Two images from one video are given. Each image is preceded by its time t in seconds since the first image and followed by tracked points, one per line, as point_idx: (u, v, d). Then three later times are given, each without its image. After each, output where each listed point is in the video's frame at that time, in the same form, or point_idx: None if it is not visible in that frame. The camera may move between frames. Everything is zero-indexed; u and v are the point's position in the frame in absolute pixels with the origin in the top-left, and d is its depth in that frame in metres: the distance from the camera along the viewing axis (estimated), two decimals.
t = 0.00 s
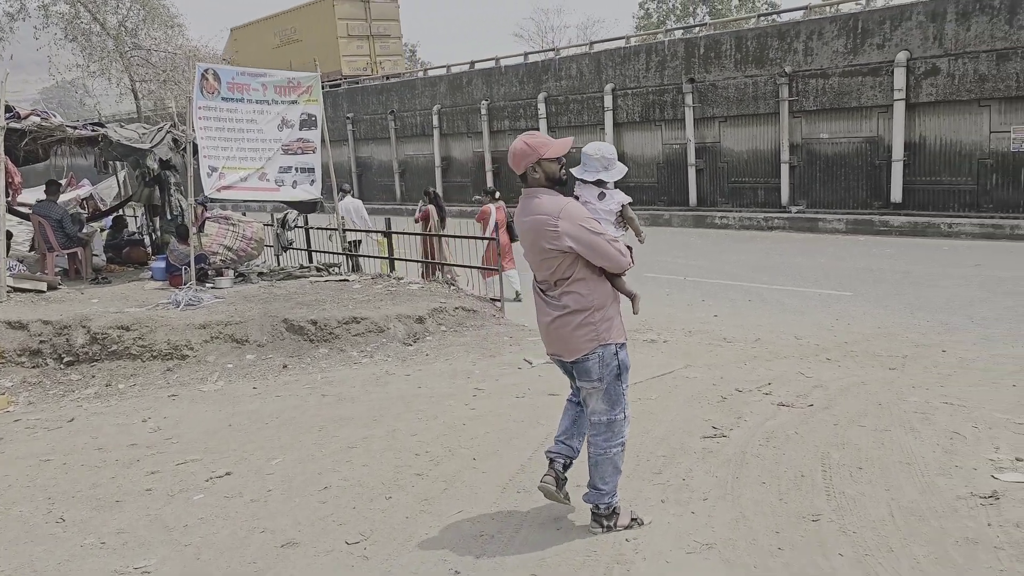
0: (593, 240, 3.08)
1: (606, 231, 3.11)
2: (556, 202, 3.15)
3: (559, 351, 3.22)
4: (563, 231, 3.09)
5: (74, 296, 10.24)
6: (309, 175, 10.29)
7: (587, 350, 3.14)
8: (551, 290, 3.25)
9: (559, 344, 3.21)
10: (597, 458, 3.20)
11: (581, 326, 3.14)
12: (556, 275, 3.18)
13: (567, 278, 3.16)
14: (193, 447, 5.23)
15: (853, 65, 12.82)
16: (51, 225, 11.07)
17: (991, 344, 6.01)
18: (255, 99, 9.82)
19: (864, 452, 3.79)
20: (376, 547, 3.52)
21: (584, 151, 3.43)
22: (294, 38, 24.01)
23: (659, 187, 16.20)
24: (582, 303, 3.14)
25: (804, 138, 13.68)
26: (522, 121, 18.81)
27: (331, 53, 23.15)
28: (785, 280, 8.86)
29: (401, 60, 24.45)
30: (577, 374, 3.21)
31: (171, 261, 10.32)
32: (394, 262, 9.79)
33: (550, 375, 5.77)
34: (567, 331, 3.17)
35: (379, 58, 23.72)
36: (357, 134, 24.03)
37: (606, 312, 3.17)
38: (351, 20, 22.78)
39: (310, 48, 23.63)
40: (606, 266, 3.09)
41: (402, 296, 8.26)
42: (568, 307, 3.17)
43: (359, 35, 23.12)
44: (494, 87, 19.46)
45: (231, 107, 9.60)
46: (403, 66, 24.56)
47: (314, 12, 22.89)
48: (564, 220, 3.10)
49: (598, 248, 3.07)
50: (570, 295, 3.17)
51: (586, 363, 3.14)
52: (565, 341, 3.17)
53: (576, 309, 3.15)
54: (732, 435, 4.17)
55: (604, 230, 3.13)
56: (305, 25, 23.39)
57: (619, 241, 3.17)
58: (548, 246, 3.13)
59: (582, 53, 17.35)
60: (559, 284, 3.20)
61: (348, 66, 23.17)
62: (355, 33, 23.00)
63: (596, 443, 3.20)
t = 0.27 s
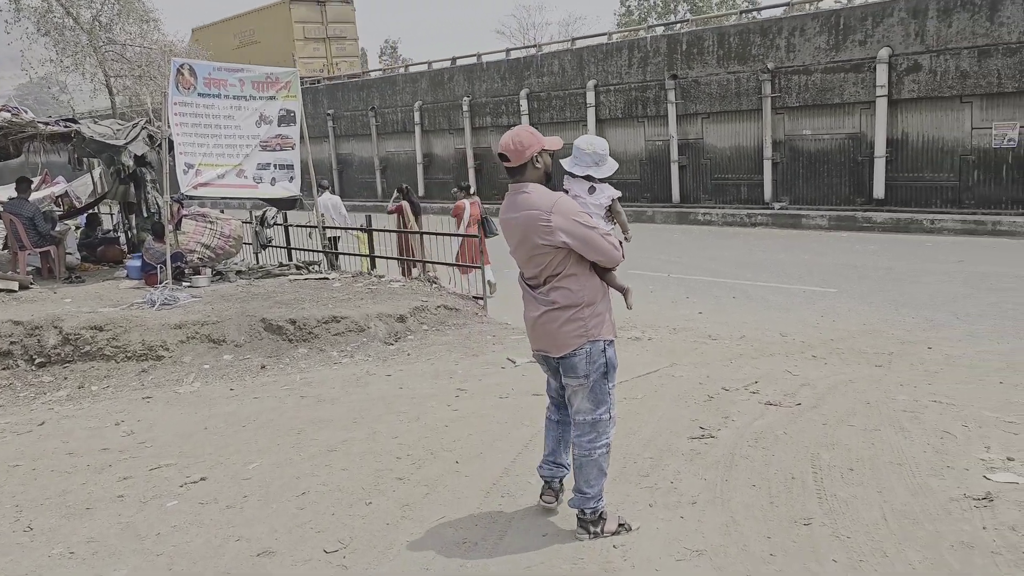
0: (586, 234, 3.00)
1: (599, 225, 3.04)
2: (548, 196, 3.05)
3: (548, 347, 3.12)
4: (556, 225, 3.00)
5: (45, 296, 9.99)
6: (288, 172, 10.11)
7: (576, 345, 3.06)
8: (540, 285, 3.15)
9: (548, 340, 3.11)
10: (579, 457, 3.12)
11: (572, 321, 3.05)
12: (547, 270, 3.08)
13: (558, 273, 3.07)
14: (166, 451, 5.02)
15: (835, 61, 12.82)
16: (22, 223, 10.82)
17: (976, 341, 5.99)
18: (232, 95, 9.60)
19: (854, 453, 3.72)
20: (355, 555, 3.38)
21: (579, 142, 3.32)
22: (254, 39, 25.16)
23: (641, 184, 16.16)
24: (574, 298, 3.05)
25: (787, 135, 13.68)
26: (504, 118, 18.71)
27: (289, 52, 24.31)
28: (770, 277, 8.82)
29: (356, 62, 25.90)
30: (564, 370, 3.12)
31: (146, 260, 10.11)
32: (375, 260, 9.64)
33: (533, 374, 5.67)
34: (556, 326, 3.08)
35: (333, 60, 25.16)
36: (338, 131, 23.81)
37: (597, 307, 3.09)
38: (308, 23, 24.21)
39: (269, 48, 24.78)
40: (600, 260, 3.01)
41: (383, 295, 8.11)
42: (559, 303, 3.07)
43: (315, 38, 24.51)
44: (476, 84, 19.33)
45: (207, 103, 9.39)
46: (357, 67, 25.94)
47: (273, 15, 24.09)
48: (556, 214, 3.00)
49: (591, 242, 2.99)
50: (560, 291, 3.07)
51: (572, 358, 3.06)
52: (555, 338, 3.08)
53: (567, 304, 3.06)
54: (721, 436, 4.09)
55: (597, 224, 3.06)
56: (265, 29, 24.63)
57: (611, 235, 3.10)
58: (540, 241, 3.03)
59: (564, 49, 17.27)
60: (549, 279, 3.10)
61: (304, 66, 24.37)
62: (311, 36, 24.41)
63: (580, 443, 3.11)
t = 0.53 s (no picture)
0: (581, 233, 2.93)
1: (594, 224, 2.98)
2: (543, 194, 2.97)
3: (538, 347, 3.03)
4: (552, 225, 2.91)
5: (19, 296, 9.75)
6: (270, 169, 9.94)
7: (569, 344, 2.97)
8: (531, 285, 3.06)
9: (538, 339, 3.03)
10: (571, 458, 3.03)
11: (564, 321, 2.97)
12: (540, 269, 2.99)
13: (550, 273, 2.99)
14: (142, 455, 4.84)
15: (821, 58, 12.80)
16: None
17: (965, 339, 5.95)
18: (212, 90, 9.42)
19: (848, 455, 3.65)
20: (337, 565, 3.25)
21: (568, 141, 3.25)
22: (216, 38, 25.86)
23: (627, 182, 16.10)
24: (567, 297, 2.98)
25: (773, 132, 13.66)
26: (489, 115, 18.60)
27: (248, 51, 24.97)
28: (757, 274, 8.77)
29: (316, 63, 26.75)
30: (555, 369, 3.03)
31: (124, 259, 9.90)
32: (358, 258, 9.49)
33: (520, 375, 5.57)
34: (547, 326, 2.99)
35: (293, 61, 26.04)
36: (320, 128, 23.59)
37: (589, 307, 3.02)
38: (268, 25, 25.04)
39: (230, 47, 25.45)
40: (594, 260, 2.95)
41: (366, 294, 7.97)
42: (551, 303, 2.99)
43: (275, 39, 25.33)
44: (460, 80, 19.19)
45: (187, 99, 9.19)
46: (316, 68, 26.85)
47: (234, 16, 24.85)
48: (552, 214, 2.92)
49: (586, 242, 2.92)
50: (554, 290, 2.99)
51: (564, 355, 2.98)
52: (547, 338, 3.00)
53: (559, 304, 2.98)
54: (711, 438, 4.01)
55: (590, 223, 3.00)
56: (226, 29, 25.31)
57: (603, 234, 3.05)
58: (534, 240, 2.94)
59: (549, 45, 17.17)
60: (541, 279, 3.02)
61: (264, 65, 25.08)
62: (271, 36, 25.20)
63: (570, 442, 3.03)
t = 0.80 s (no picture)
0: (578, 233, 2.90)
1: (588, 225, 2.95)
2: (539, 194, 2.92)
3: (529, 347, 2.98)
4: (548, 225, 2.87)
5: None
6: (255, 168, 9.79)
7: (563, 344, 2.92)
8: (522, 284, 3.00)
9: (529, 339, 2.97)
10: (570, 455, 2.95)
11: (556, 322, 2.93)
12: (533, 269, 2.94)
13: (544, 273, 2.94)
14: (120, 461, 4.69)
15: (811, 57, 12.78)
16: None
17: (960, 340, 5.90)
18: (195, 88, 9.25)
19: (847, 459, 3.56)
20: None
21: (559, 144, 3.19)
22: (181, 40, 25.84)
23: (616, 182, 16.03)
24: (561, 298, 2.93)
25: (762, 131, 13.63)
26: (477, 114, 18.48)
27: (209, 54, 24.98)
28: (748, 274, 8.70)
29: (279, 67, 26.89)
30: (549, 368, 2.97)
31: (105, 259, 9.72)
32: (345, 258, 9.35)
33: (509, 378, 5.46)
34: (541, 325, 2.93)
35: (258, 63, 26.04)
36: (307, 127, 23.40)
37: (581, 309, 2.98)
38: (233, 28, 25.09)
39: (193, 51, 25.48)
40: (589, 260, 2.92)
41: (353, 295, 7.84)
42: (543, 304, 2.94)
43: (239, 42, 25.32)
44: (448, 79, 19.07)
45: (169, 97, 9.02)
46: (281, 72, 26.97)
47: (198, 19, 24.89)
48: (549, 213, 2.87)
49: (583, 244, 2.89)
50: (548, 290, 2.94)
51: (559, 354, 2.92)
52: (540, 337, 2.93)
53: (552, 306, 2.93)
54: (706, 441, 3.92)
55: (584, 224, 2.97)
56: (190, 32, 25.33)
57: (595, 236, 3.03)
58: (529, 240, 2.89)
59: (537, 45, 17.09)
60: (533, 279, 2.96)
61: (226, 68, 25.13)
62: (235, 39, 25.18)
63: (570, 439, 2.96)
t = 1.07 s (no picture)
0: (576, 234, 2.91)
1: (585, 227, 2.96)
2: (539, 194, 2.92)
3: (521, 347, 2.96)
4: (547, 226, 2.87)
5: None
6: (242, 168, 9.64)
7: (557, 344, 2.92)
8: (516, 284, 2.99)
9: (520, 339, 2.96)
10: (580, 443, 2.96)
11: (549, 324, 2.93)
12: (528, 268, 2.94)
13: (539, 273, 2.94)
14: (101, 469, 4.55)
15: (804, 58, 12.74)
16: None
17: (958, 341, 5.83)
18: (181, 86, 9.10)
19: (850, 465, 3.47)
20: None
21: (555, 144, 3.06)
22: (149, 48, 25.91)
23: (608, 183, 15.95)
24: (556, 299, 2.94)
25: (755, 132, 13.59)
26: (468, 115, 18.37)
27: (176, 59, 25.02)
28: (743, 276, 8.63)
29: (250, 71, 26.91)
30: (549, 369, 2.97)
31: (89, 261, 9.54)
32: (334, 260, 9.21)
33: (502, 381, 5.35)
34: (535, 325, 2.93)
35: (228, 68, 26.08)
36: (296, 128, 23.23)
37: (574, 311, 2.99)
38: (199, 34, 25.20)
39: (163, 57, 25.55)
40: (584, 262, 2.93)
41: (342, 297, 7.71)
42: (538, 304, 2.94)
43: (206, 47, 25.38)
44: (438, 80, 18.96)
45: (155, 95, 8.87)
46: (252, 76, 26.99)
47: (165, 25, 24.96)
48: (548, 214, 2.87)
49: (580, 246, 2.90)
50: (543, 290, 2.94)
51: (559, 356, 2.92)
52: (534, 337, 2.93)
53: (546, 307, 2.93)
54: (705, 447, 3.83)
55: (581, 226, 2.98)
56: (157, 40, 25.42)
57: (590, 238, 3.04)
58: (527, 239, 2.89)
59: (528, 45, 17.01)
60: (527, 278, 2.96)
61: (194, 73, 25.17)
62: (202, 45, 25.32)
63: (580, 427, 2.98)
